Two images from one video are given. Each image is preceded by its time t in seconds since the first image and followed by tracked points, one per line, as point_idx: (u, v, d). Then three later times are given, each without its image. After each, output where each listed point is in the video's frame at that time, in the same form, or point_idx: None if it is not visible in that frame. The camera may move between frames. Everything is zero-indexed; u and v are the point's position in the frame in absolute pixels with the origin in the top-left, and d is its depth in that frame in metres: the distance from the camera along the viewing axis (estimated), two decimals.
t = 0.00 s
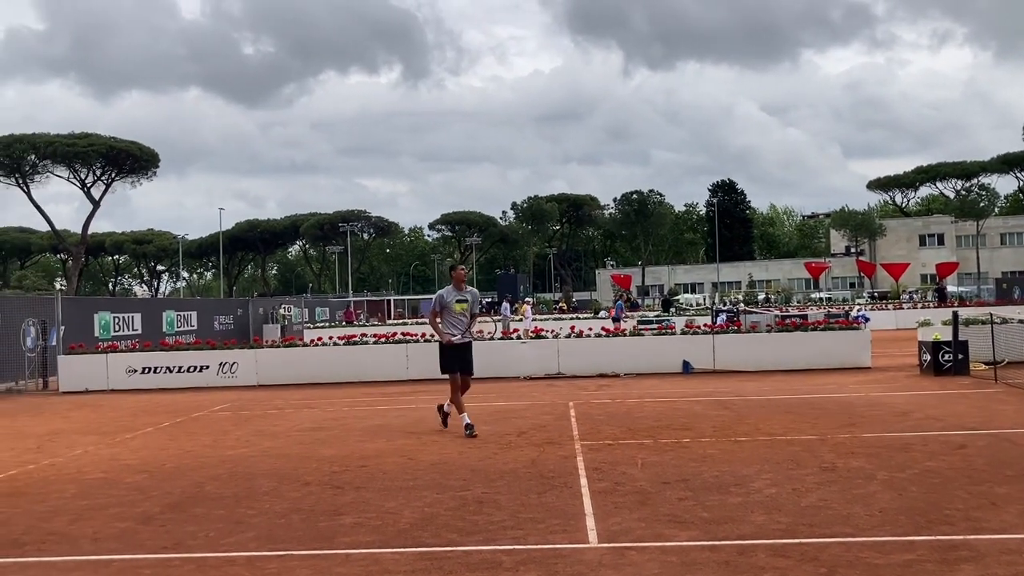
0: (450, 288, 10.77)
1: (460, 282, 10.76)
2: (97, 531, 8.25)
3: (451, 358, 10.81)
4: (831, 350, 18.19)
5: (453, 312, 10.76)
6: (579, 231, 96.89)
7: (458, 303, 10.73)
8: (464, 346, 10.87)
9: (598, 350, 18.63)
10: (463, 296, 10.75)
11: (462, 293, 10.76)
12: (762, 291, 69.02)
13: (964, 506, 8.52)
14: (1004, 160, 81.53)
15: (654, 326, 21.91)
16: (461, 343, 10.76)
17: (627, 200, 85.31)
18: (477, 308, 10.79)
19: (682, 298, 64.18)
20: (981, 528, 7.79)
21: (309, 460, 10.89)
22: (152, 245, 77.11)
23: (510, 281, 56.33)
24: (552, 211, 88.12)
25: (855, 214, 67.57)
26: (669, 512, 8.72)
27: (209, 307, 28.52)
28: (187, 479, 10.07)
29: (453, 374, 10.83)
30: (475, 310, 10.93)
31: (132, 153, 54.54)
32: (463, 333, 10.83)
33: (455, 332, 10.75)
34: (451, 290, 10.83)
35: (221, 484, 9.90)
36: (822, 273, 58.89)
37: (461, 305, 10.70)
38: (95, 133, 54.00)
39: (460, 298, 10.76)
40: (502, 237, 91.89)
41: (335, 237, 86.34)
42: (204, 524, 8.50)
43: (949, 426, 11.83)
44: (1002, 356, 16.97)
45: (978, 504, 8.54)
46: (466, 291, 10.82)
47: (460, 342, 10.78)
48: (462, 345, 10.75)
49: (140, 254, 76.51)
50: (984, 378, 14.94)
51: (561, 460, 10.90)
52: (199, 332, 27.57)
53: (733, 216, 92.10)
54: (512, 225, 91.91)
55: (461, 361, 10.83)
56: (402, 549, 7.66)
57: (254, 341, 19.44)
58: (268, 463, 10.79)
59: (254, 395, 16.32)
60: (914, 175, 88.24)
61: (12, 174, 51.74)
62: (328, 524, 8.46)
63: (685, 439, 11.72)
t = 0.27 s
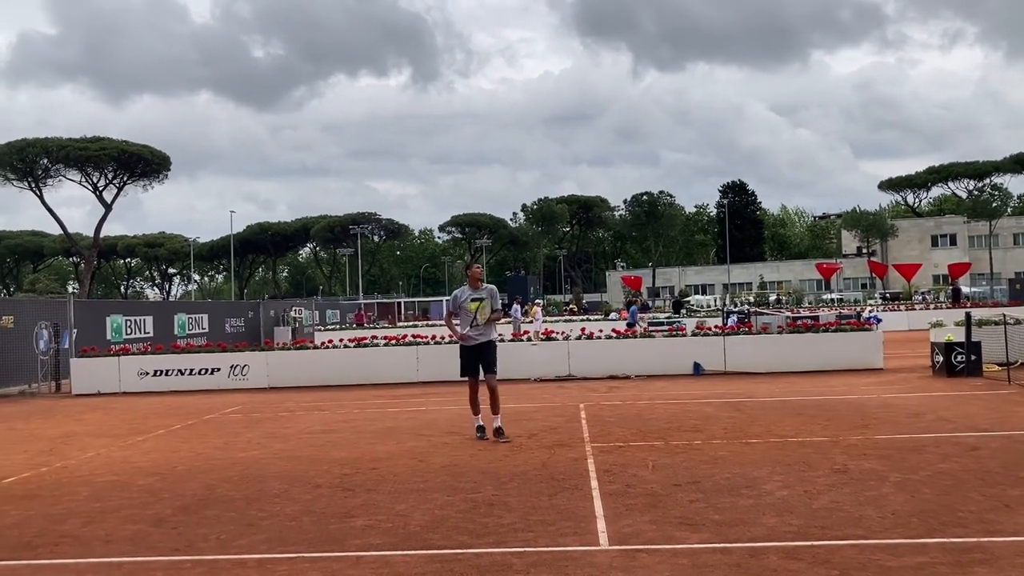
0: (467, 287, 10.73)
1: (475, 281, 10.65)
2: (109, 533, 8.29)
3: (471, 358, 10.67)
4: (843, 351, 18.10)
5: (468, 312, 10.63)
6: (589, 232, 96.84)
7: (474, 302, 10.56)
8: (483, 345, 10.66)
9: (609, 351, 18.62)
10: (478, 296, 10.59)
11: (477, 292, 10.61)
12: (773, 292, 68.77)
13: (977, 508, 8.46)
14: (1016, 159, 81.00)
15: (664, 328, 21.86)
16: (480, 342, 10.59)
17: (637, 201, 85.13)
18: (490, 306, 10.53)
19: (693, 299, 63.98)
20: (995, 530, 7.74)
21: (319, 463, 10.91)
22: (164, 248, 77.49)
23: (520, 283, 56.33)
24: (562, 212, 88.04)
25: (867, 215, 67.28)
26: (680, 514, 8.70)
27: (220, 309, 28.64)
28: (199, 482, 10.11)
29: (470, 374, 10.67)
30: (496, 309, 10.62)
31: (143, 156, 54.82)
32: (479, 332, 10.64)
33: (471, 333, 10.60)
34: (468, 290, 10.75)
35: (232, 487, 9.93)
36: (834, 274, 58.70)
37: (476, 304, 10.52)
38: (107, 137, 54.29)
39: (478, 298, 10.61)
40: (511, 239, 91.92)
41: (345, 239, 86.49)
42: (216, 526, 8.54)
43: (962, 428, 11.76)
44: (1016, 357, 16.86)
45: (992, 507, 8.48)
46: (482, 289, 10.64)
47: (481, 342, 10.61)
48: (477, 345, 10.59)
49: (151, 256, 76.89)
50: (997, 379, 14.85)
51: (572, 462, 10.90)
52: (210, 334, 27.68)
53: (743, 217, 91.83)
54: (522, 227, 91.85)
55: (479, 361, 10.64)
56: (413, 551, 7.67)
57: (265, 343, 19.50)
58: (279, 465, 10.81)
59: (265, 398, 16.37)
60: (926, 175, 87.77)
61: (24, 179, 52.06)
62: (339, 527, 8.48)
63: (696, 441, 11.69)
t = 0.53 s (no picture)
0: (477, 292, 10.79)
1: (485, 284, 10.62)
2: (116, 535, 8.32)
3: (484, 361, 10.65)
4: (850, 352, 18.04)
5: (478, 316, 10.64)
6: (595, 233, 96.78)
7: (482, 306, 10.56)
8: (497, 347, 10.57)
9: (615, 352, 18.61)
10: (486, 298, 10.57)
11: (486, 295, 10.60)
12: (780, 293, 68.59)
13: (986, 509, 8.42)
14: None
15: (671, 329, 21.83)
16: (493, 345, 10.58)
17: (643, 202, 84.98)
18: (495, 309, 10.42)
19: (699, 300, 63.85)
20: (1003, 532, 7.70)
21: (326, 464, 10.93)
22: (171, 250, 77.76)
23: (526, 284, 56.31)
24: (569, 213, 87.93)
25: (874, 215, 67.06)
26: (686, 516, 8.68)
27: (227, 312, 28.72)
28: (206, 483, 10.14)
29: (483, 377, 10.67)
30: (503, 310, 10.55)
31: (150, 159, 55.05)
32: (489, 335, 10.57)
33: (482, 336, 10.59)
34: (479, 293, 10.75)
35: (239, 488, 9.95)
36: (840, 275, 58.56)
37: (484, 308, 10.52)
38: (113, 141, 54.60)
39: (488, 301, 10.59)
40: (518, 240, 91.92)
41: (352, 241, 86.59)
42: (223, 528, 8.55)
43: (970, 429, 11.71)
44: None
45: (1000, 508, 8.44)
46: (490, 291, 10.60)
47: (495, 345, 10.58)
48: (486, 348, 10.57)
49: (158, 259, 77.16)
50: (1005, 379, 14.79)
51: (578, 463, 10.89)
52: (217, 337, 27.76)
53: (750, 218, 91.63)
54: (528, 228, 91.83)
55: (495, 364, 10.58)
56: (419, 553, 7.68)
57: (271, 345, 19.55)
58: (285, 467, 10.83)
59: (272, 400, 16.39)
60: (933, 175, 87.40)
61: (32, 181, 52.62)
62: (346, 528, 8.49)
63: (703, 442, 11.67)
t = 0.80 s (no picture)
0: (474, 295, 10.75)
1: (481, 283, 10.53)
2: (124, 537, 8.36)
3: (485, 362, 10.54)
4: (857, 351, 18.00)
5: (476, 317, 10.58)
6: (601, 233, 96.73)
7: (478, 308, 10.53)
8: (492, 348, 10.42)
9: (622, 353, 18.60)
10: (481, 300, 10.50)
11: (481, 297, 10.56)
12: (786, 292, 68.46)
13: (993, 510, 8.40)
14: None
15: (677, 329, 21.80)
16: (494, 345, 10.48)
17: (649, 202, 84.85)
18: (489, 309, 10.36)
19: (706, 300, 63.80)
20: (1010, 532, 7.68)
21: (333, 466, 10.96)
22: (178, 252, 77.92)
23: (532, 284, 56.32)
24: (575, 214, 87.88)
25: (880, 214, 66.90)
26: (692, 517, 8.68)
27: (233, 314, 28.77)
28: (213, 485, 10.17)
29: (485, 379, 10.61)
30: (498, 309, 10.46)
31: (156, 161, 55.14)
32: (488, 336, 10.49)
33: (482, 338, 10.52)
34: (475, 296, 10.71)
35: (246, 490, 9.97)
36: (846, 274, 58.44)
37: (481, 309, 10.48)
38: (120, 143, 54.72)
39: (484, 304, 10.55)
40: (523, 240, 91.91)
41: (358, 242, 86.61)
42: (230, 530, 8.57)
43: (977, 429, 11.68)
44: None
45: (1008, 508, 8.42)
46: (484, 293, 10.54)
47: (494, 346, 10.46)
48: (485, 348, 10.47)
49: (165, 260, 77.33)
50: (1013, 379, 14.75)
51: (585, 464, 10.89)
52: (223, 338, 27.82)
53: (756, 217, 91.46)
54: (534, 228, 91.86)
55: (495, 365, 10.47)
56: (426, 555, 7.69)
57: (278, 347, 19.59)
58: (292, 469, 10.85)
59: (279, 401, 16.43)
60: (939, 174, 87.11)
61: (39, 184, 52.52)
62: (352, 530, 8.51)
63: (709, 443, 11.66)
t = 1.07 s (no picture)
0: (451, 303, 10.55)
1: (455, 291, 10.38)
2: (131, 537, 8.37)
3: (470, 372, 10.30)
4: (864, 349, 17.95)
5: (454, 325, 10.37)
6: (607, 232, 96.67)
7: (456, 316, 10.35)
8: (471, 355, 10.21)
9: (628, 352, 18.59)
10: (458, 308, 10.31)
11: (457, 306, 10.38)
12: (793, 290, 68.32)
13: (1002, 508, 8.36)
14: None
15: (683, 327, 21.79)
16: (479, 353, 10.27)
17: (655, 200, 84.70)
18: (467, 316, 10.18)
19: (713, 298, 63.69)
20: (1019, 531, 7.64)
21: (340, 465, 10.96)
22: (185, 252, 78.14)
23: (539, 283, 56.31)
24: (581, 213, 87.83)
25: (888, 211, 66.48)
26: (699, 516, 8.66)
27: (240, 313, 28.85)
28: (220, 485, 10.19)
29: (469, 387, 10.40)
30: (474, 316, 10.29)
31: (163, 162, 55.27)
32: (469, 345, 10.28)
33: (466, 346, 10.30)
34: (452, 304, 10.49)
35: (253, 489, 10.00)
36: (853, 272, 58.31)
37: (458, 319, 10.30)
38: (126, 144, 54.86)
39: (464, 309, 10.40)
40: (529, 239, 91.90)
41: (364, 242, 86.66)
42: (236, 530, 8.58)
43: (985, 427, 11.63)
44: None
45: (1016, 507, 8.37)
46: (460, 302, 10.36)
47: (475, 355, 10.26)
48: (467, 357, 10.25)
49: (172, 261, 77.54)
50: (1021, 377, 14.68)
51: (591, 463, 10.87)
52: (230, 338, 27.90)
53: (762, 215, 91.25)
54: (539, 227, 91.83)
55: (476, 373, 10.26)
56: (432, 554, 7.69)
57: (284, 346, 19.62)
58: (298, 468, 10.87)
59: (285, 401, 16.45)
60: (947, 171, 86.78)
61: (47, 185, 52.77)
62: (358, 529, 8.51)
63: (716, 441, 11.64)
